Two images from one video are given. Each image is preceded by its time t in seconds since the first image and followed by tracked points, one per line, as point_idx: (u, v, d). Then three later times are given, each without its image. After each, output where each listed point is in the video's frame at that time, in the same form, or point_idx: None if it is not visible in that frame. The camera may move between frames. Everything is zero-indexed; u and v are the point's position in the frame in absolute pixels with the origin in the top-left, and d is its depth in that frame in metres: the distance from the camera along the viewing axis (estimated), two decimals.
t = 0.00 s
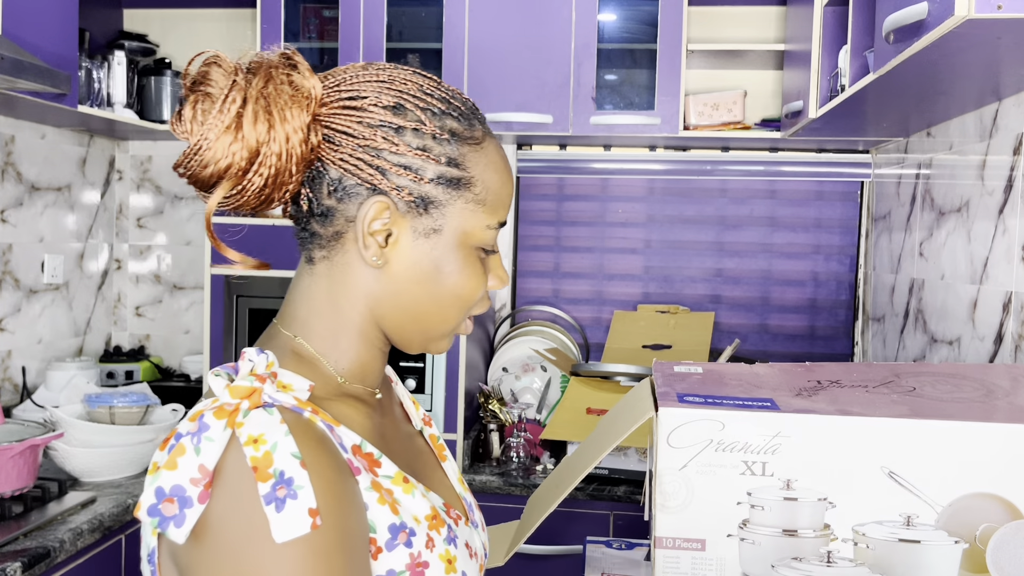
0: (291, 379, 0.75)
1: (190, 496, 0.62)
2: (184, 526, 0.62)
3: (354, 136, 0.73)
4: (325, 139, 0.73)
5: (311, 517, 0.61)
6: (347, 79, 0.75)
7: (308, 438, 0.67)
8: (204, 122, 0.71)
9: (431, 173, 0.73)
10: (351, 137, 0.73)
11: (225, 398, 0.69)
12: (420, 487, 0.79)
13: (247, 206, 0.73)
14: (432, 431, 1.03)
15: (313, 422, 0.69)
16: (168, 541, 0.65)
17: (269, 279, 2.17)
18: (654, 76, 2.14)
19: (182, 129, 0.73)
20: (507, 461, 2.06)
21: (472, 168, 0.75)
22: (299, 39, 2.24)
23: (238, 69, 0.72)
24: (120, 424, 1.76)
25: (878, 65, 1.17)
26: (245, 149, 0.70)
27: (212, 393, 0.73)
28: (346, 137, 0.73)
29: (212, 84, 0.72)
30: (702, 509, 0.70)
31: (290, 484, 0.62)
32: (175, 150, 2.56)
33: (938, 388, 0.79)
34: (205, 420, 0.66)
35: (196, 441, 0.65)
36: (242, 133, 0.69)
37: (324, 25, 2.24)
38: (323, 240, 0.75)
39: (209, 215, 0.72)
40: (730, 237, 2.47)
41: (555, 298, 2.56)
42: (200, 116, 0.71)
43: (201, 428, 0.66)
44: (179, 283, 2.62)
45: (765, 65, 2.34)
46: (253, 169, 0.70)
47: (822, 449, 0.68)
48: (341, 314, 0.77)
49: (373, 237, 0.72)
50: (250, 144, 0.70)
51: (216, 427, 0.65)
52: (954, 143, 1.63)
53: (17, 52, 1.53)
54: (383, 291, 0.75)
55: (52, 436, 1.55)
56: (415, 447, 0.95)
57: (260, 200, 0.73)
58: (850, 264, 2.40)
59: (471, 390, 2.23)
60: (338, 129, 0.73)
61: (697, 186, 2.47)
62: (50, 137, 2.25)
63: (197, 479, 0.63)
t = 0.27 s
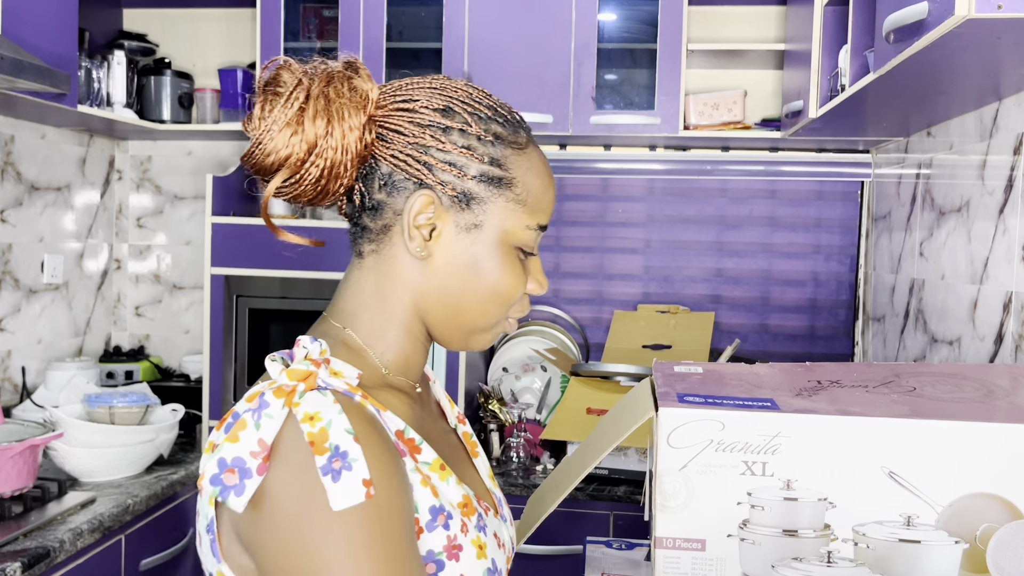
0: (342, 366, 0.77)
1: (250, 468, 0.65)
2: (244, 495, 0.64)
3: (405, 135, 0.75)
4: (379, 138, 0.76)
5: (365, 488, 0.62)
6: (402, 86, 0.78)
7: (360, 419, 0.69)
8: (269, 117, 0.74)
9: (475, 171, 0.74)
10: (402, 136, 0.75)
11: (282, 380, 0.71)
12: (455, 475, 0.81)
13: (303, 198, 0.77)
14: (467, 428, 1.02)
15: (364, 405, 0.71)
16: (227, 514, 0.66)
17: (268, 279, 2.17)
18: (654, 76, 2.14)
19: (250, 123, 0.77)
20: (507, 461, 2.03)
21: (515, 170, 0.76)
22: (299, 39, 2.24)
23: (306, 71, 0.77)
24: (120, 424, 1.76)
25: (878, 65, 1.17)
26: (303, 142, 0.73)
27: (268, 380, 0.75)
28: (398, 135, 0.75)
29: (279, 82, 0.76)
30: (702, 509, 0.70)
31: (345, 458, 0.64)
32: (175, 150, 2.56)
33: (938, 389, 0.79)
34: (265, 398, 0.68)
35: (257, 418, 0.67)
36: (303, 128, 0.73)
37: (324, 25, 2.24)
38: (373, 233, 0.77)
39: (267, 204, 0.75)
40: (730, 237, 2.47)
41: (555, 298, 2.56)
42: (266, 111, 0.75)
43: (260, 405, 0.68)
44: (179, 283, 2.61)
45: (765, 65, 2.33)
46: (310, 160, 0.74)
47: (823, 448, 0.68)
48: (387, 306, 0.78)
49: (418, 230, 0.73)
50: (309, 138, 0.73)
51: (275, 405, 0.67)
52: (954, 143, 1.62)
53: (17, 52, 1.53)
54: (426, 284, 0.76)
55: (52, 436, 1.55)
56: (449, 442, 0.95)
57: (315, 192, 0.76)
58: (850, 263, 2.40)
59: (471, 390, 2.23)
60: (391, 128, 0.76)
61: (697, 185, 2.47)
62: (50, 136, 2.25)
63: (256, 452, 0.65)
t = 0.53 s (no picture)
0: (378, 359, 0.77)
1: (299, 454, 0.64)
2: (295, 479, 0.63)
3: (440, 136, 0.76)
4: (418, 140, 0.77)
5: (412, 468, 0.62)
6: (440, 91, 0.79)
7: (401, 408, 0.69)
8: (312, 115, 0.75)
9: (506, 171, 0.74)
10: (437, 137, 0.76)
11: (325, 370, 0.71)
12: (484, 466, 0.80)
13: (341, 196, 0.77)
14: (492, 425, 1.02)
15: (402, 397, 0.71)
16: (277, 498, 0.66)
17: (268, 279, 2.17)
18: (654, 76, 2.13)
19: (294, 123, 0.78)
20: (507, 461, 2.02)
21: (546, 172, 0.76)
22: (299, 39, 2.24)
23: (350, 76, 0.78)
24: (120, 424, 1.76)
25: (878, 65, 1.17)
26: (344, 141, 0.74)
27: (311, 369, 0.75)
28: (434, 137, 0.76)
29: (324, 85, 0.77)
30: (703, 509, 0.70)
31: (391, 441, 0.64)
32: (174, 150, 2.56)
33: (938, 389, 0.79)
34: (311, 387, 0.68)
35: (304, 405, 0.67)
36: (345, 127, 0.74)
37: (324, 25, 2.24)
38: (407, 231, 0.77)
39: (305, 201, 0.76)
40: (730, 237, 2.47)
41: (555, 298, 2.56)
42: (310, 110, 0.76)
43: (307, 393, 0.67)
44: (179, 283, 2.61)
45: (765, 65, 2.33)
46: (349, 158, 0.74)
47: (823, 448, 0.68)
48: (420, 302, 0.79)
49: (449, 227, 0.73)
50: (350, 138, 0.74)
51: (321, 393, 0.67)
52: (954, 143, 1.62)
53: (17, 52, 1.53)
54: (456, 282, 0.76)
55: (52, 436, 1.55)
56: (475, 437, 0.94)
57: (354, 190, 0.76)
58: (850, 263, 2.40)
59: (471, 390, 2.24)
60: (428, 131, 0.76)
61: (697, 185, 2.47)
62: (50, 137, 2.25)
63: (305, 438, 0.65)
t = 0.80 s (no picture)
0: (405, 359, 0.76)
1: (335, 450, 0.64)
2: (332, 475, 0.63)
3: (460, 139, 0.75)
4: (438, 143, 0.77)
5: (445, 467, 0.62)
6: (462, 95, 0.78)
7: (433, 409, 0.69)
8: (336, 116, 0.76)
9: (524, 175, 0.73)
10: (457, 139, 0.75)
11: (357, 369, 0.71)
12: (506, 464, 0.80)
13: (361, 196, 0.78)
14: (505, 422, 1.02)
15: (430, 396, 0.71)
16: (308, 495, 0.66)
17: (268, 279, 2.17)
18: (654, 76, 2.14)
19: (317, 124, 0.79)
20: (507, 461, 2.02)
21: (563, 177, 0.75)
22: (299, 39, 2.24)
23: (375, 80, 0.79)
24: (120, 424, 1.76)
25: (878, 65, 1.17)
26: (367, 143, 0.75)
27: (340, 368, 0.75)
28: (454, 139, 0.76)
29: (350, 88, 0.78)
30: (702, 509, 0.70)
31: (424, 440, 0.64)
32: (175, 150, 2.56)
33: (938, 389, 0.79)
34: (346, 386, 0.68)
35: (339, 403, 0.67)
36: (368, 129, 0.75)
37: (324, 25, 2.24)
38: (426, 231, 0.77)
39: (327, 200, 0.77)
40: (730, 237, 2.47)
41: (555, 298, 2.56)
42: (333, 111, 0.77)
43: (341, 392, 0.68)
44: (179, 283, 2.61)
45: (765, 65, 2.33)
46: (371, 159, 0.75)
47: (823, 448, 0.68)
48: (438, 302, 0.79)
49: (467, 229, 0.73)
50: (372, 140, 0.75)
51: (355, 391, 0.67)
52: (954, 143, 1.62)
53: (17, 52, 1.53)
54: (474, 283, 0.76)
55: (52, 436, 1.55)
56: (492, 435, 0.94)
57: (375, 191, 0.77)
58: (850, 263, 2.40)
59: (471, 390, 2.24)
60: (448, 133, 0.76)
61: (697, 185, 2.47)
62: (50, 136, 2.25)
63: (341, 436, 0.65)
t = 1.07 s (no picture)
0: (410, 359, 0.76)
1: (341, 447, 0.64)
2: (337, 472, 0.63)
3: (460, 139, 0.75)
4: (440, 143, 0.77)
5: (450, 465, 0.62)
6: (464, 95, 0.78)
7: (438, 407, 0.69)
8: (336, 116, 0.77)
9: (524, 175, 0.73)
10: (457, 140, 0.75)
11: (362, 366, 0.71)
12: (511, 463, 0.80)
13: (362, 195, 0.79)
14: (508, 422, 1.02)
15: (434, 394, 0.71)
16: (312, 493, 0.66)
17: (268, 279, 2.17)
18: (654, 76, 2.14)
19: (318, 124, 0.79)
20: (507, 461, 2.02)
21: (564, 178, 0.75)
22: (299, 39, 2.24)
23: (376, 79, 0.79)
24: (120, 424, 1.76)
25: (878, 65, 1.17)
26: (368, 142, 0.75)
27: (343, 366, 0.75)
28: (454, 139, 0.76)
29: (351, 87, 0.79)
30: (702, 509, 0.70)
31: (430, 438, 0.64)
32: (175, 150, 2.57)
33: (937, 388, 0.79)
34: (352, 382, 0.68)
35: (345, 400, 0.67)
36: (368, 128, 0.75)
37: (324, 25, 2.24)
38: (426, 231, 0.77)
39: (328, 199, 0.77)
40: (730, 237, 2.47)
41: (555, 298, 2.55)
42: (334, 110, 0.77)
43: (347, 388, 0.68)
44: (179, 283, 2.61)
45: (765, 65, 2.33)
46: (371, 158, 0.75)
47: (823, 449, 0.68)
48: (439, 302, 0.79)
49: (466, 229, 0.73)
50: (373, 138, 0.75)
51: (361, 388, 0.67)
52: (954, 143, 1.62)
53: (17, 52, 1.53)
54: (474, 284, 0.76)
55: (52, 436, 1.55)
56: (497, 433, 0.94)
57: (376, 189, 0.78)
58: (850, 263, 2.40)
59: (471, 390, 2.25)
60: (448, 133, 0.76)
61: (697, 185, 2.47)
62: (50, 137, 2.25)
63: (346, 432, 0.65)
